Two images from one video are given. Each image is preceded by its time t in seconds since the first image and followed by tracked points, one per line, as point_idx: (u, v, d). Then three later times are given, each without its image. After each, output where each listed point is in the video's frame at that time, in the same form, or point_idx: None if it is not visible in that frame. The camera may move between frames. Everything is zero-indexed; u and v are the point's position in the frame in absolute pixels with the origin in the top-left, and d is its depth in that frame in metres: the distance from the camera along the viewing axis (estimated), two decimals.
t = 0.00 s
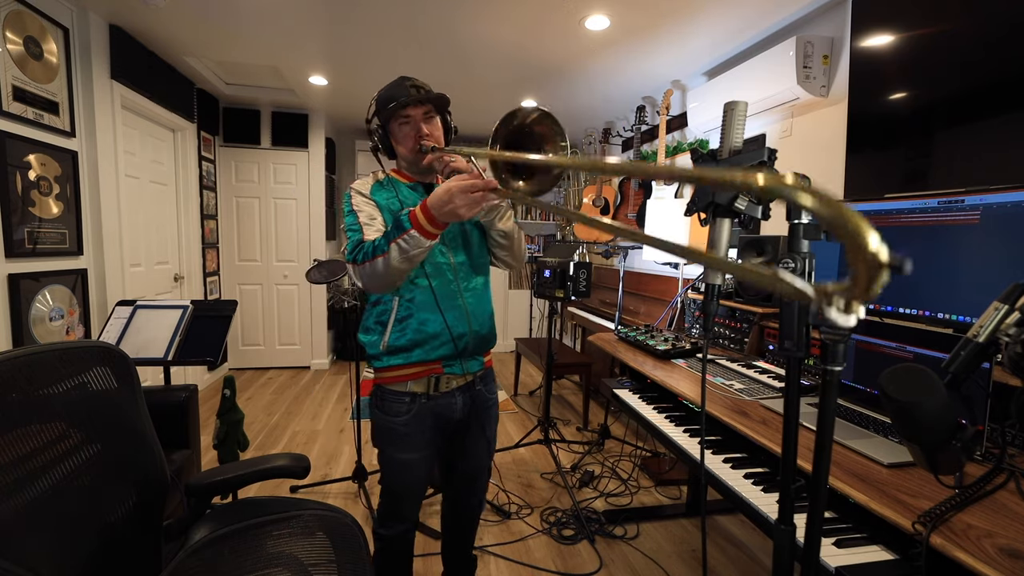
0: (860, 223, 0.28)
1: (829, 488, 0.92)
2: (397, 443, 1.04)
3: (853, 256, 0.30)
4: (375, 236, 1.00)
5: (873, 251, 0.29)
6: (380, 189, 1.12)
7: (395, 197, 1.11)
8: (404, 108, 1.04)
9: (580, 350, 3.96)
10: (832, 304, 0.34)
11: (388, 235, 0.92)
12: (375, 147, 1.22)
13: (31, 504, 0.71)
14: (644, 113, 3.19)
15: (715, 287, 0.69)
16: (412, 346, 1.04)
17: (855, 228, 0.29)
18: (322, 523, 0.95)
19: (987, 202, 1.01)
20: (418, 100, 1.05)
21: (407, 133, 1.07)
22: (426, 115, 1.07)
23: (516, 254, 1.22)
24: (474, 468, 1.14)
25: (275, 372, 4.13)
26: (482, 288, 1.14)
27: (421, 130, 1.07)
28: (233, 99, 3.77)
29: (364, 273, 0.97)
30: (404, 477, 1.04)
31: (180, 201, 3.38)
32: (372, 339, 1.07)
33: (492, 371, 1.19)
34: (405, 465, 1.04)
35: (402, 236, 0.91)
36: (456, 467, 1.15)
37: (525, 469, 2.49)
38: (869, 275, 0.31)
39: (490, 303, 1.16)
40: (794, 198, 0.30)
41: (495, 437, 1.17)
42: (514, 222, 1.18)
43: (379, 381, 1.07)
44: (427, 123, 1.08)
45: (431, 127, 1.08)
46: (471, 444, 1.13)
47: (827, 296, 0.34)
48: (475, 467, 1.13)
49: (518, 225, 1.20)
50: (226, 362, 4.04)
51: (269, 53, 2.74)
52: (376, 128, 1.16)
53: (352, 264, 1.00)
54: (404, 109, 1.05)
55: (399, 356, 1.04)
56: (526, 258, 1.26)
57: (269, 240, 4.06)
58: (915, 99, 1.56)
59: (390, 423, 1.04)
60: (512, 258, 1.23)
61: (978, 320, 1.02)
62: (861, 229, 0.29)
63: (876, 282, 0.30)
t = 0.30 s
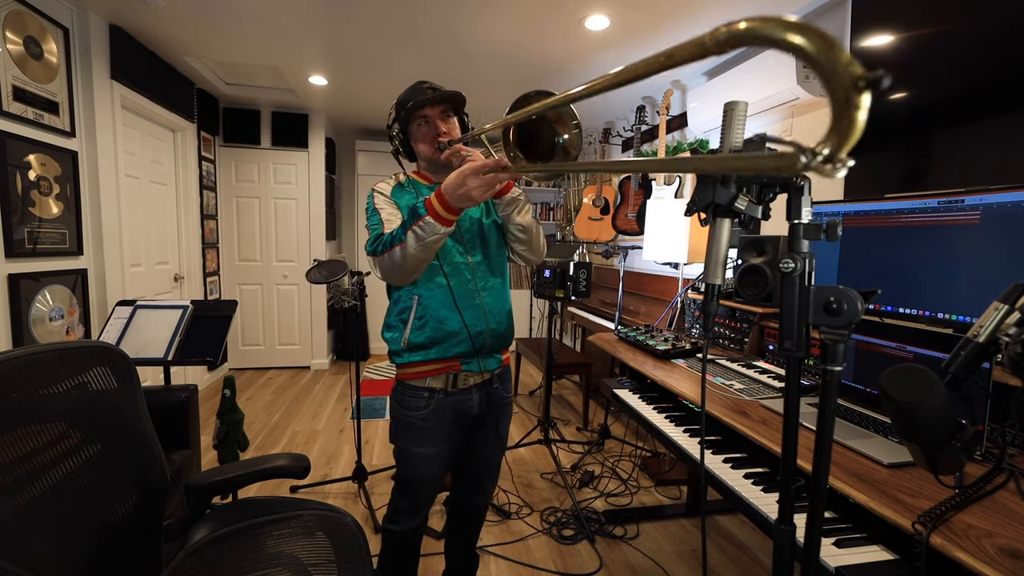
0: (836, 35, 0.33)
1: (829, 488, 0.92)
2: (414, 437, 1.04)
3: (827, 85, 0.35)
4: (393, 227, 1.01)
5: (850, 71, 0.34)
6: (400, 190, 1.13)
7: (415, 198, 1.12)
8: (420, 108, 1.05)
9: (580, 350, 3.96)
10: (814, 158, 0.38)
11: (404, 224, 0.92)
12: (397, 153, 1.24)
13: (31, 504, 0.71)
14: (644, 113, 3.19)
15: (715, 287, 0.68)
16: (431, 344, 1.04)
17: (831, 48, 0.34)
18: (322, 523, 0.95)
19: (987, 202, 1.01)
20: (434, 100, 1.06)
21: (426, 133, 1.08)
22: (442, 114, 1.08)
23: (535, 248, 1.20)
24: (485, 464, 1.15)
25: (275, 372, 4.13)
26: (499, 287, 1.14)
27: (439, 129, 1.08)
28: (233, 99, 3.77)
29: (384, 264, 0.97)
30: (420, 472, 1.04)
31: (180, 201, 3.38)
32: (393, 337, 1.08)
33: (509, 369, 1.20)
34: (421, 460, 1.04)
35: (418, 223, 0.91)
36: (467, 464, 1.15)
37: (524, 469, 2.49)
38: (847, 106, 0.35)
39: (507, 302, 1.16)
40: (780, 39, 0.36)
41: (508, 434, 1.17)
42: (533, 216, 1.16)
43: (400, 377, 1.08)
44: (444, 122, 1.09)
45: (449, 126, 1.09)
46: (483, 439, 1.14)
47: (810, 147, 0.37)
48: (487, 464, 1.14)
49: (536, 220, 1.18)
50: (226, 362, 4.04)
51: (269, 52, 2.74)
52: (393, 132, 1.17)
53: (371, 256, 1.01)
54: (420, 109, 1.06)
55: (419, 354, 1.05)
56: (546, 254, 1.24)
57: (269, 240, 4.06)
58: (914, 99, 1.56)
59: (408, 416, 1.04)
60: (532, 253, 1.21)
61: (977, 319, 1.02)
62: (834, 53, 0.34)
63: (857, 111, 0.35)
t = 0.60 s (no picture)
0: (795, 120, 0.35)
1: (829, 488, 0.92)
2: (422, 433, 1.05)
3: (789, 163, 0.37)
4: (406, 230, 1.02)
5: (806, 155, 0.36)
6: (415, 192, 1.14)
7: (429, 200, 1.13)
8: (438, 111, 1.06)
9: (580, 350, 3.96)
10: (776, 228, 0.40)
11: (416, 227, 0.92)
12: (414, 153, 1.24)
13: (31, 504, 0.71)
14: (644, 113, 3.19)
15: (715, 287, 0.69)
16: (441, 343, 1.04)
17: (790, 131, 0.36)
18: (322, 524, 0.95)
19: (987, 202, 1.01)
20: (453, 104, 1.06)
21: (444, 137, 1.09)
22: (461, 119, 1.09)
23: (546, 254, 1.20)
24: (491, 463, 1.15)
25: (275, 372, 4.13)
26: (509, 289, 1.14)
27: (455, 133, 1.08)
28: (233, 99, 3.77)
29: (395, 265, 0.99)
30: (428, 469, 1.04)
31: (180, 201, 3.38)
32: (404, 335, 1.08)
33: (518, 369, 1.20)
34: (428, 457, 1.04)
35: (428, 227, 0.91)
36: (472, 463, 1.16)
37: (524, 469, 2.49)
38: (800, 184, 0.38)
39: (518, 304, 1.16)
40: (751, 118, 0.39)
41: (515, 433, 1.18)
42: (543, 222, 1.15)
43: (409, 375, 1.08)
44: (462, 126, 1.10)
45: (466, 131, 1.09)
46: (491, 439, 1.14)
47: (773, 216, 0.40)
48: (493, 462, 1.14)
49: (547, 226, 1.17)
50: (227, 362, 4.04)
51: (269, 52, 2.74)
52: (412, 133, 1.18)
53: (384, 256, 1.01)
54: (439, 112, 1.06)
55: (428, 353, 1.05)
56: (556, 259, 1.24)
57: (269, 240, 4.06)
58: (915, 99, 1.56)
59: (417, 413, 1.05)
60: (541, 259, 1.21)
61: (977, 319, 1.02)
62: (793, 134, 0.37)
63: (814, 193, 0.37)
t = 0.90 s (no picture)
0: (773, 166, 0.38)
1: (829, 488, 0.92)
2: (419, 432, 1.05)
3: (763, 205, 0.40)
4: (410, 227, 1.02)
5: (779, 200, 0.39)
6: (423, 190, 1.14)
7: (436, 199, 1.13)
8: (452, 111, 1.05)
9: (580, 350, 3.96)
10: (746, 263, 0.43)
11: (418, 226, 0.92)
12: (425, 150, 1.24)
13: (31, 504, 0.71)
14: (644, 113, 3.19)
15: (715, 286, 0.68)
16: (440, 342, 1.05)
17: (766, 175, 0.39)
18: (322, 524, 0.95)
19: (987, 202, 1.01)
20: (467, 106, 1.05)
21: (455, 137, 1.09)
22: (474, 121, 1.08)
23: (547, 261, 1.20)
24: (490, 464, 1.15)
25: (275, 372, 4.13)
26: (510, 292, 1.13)
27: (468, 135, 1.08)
28: (233, 99, 3.77)
29: (397, 261, 0.99)
30: (426, 469, 1.05)
31: (180, 201, 3.38)
32: (404, 332, 1.09)
33: (517, 370, 1.19)
34: (425, 456, 1.04)
35: (430, 227, 0.91)
36: (472, 463, 1.15)
37: (525, 469, 2.49)
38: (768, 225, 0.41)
39: (519, 307, 1.15)
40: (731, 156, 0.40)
41: (514, 434, 1.17)
42: (547, 229, 1.14)
43: (408, 373, 1.09)
44: (475, 129, 1.09)
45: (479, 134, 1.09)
46: (489, 440, 1.14)
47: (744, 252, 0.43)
48: (491, 463, 1.14)
49: (550, 233, 1.17)
50: (227, 362, 4.04)
51: (268, 52, 2.74)
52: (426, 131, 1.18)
53: (387, 252, 1.02)
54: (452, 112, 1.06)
55: (427, 351, 1.05)
56: (558, 266, 1.24)
57: (269, 240, 4.06)
58: (915, 99, 1.56)
59: (414, 412, 1.05)
60: (544, 265, 1.22)
61: (977, 320, 1.02)
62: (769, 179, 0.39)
63: (784, 235, 0.40)
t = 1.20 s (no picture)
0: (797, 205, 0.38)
1: (829, 488, 0.92)
2: (410, 436, 1.05)
3: (782, 242, 0.41)
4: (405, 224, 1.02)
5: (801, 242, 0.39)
6: (421, 188, 1.14)
7: (433, 198, 1.13)
8: (457, 111, 1.06)
9: (580, 350, 3.96)
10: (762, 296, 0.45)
11: (415, 224, 0.92)
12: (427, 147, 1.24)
13: (31, 504, 0.71)
14: (644, 113, 3.19)
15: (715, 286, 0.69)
16: (431, 343, 1.05)
17: (789, 216, 0.40)
18: (322, 523, 0.95)
19: (987, 202, 1.01)
20: (472, 106, 1.06)
21: (458, 137, 1.09)
22: (478, 123, 1.09)
23: (542, 269, 1.19)
24: (483, 468, 1.14)
25: (276, 372, 4.13)
26: (504, 295, 1.13)
27: (470, 135, 1.09)
28: (233, 99, 3.77)
29: (391, 259, 0.99)
30: (417, 472, 1.05)
31: (180, 201, 3.38)
32: (394, 331, 1.08)
33: (510, 373, 1.19)
34: (416, 460, 1.04)
35: (426, 227, 0.91)
36: (467, 465, 1.15)
37: (525, 469, 2.49)
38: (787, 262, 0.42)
39: (512, 310, 1.15)
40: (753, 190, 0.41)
41: (508, 437, 1.16)
42: (544, 237, 1.16)
43: (398, 373, 1.09)
44: (478, 130, 1.10)
45: (482, 136, 1.09)
46: (482, 443, 1.14)
47: (759, 286, 0.44)
48: (485, 466, 1.14)
49: (547, 241, 1.17)
50: (227, 362, 4.04)
51: (268, 52, 2.74)
52: (429, 128, 1.18)
53: (380, 248, 1.01)
54: (457, 111, 1.06)
55: (418, 351, 1.05)
56: (552, 276, 1.23)
57: (269, 240, 4.06)
58: (915, 99, 1.56)
59: (405, 415, 1.05)
60: (537, 273, 1.20)
61: (977, 319, 1.02)
62: (790, 219, 0.40)
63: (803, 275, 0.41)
